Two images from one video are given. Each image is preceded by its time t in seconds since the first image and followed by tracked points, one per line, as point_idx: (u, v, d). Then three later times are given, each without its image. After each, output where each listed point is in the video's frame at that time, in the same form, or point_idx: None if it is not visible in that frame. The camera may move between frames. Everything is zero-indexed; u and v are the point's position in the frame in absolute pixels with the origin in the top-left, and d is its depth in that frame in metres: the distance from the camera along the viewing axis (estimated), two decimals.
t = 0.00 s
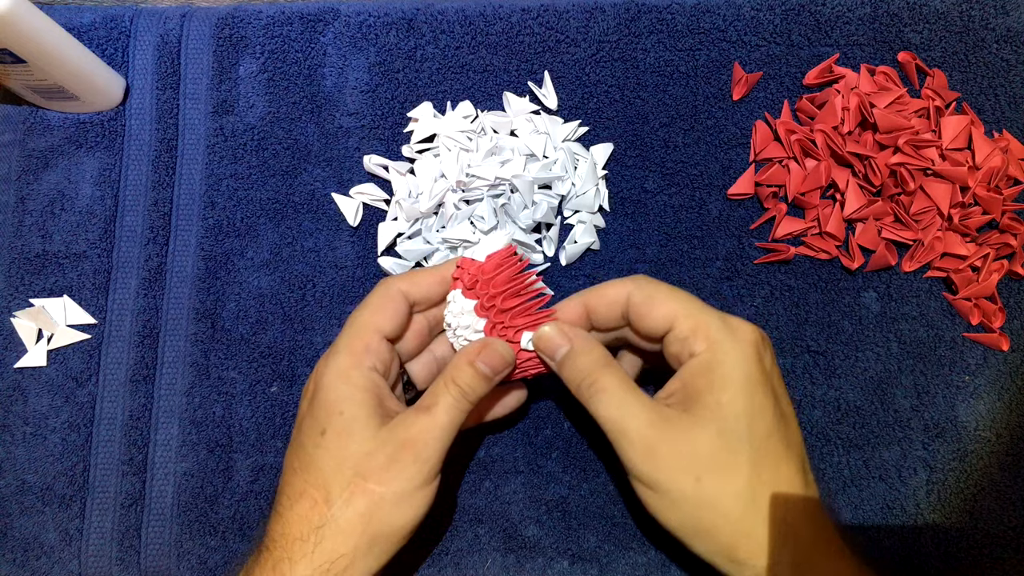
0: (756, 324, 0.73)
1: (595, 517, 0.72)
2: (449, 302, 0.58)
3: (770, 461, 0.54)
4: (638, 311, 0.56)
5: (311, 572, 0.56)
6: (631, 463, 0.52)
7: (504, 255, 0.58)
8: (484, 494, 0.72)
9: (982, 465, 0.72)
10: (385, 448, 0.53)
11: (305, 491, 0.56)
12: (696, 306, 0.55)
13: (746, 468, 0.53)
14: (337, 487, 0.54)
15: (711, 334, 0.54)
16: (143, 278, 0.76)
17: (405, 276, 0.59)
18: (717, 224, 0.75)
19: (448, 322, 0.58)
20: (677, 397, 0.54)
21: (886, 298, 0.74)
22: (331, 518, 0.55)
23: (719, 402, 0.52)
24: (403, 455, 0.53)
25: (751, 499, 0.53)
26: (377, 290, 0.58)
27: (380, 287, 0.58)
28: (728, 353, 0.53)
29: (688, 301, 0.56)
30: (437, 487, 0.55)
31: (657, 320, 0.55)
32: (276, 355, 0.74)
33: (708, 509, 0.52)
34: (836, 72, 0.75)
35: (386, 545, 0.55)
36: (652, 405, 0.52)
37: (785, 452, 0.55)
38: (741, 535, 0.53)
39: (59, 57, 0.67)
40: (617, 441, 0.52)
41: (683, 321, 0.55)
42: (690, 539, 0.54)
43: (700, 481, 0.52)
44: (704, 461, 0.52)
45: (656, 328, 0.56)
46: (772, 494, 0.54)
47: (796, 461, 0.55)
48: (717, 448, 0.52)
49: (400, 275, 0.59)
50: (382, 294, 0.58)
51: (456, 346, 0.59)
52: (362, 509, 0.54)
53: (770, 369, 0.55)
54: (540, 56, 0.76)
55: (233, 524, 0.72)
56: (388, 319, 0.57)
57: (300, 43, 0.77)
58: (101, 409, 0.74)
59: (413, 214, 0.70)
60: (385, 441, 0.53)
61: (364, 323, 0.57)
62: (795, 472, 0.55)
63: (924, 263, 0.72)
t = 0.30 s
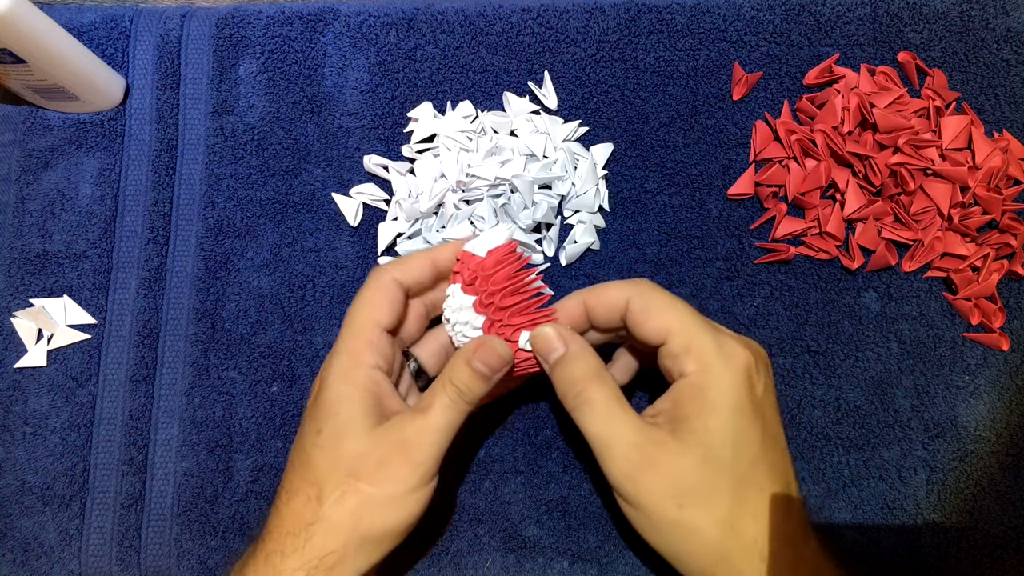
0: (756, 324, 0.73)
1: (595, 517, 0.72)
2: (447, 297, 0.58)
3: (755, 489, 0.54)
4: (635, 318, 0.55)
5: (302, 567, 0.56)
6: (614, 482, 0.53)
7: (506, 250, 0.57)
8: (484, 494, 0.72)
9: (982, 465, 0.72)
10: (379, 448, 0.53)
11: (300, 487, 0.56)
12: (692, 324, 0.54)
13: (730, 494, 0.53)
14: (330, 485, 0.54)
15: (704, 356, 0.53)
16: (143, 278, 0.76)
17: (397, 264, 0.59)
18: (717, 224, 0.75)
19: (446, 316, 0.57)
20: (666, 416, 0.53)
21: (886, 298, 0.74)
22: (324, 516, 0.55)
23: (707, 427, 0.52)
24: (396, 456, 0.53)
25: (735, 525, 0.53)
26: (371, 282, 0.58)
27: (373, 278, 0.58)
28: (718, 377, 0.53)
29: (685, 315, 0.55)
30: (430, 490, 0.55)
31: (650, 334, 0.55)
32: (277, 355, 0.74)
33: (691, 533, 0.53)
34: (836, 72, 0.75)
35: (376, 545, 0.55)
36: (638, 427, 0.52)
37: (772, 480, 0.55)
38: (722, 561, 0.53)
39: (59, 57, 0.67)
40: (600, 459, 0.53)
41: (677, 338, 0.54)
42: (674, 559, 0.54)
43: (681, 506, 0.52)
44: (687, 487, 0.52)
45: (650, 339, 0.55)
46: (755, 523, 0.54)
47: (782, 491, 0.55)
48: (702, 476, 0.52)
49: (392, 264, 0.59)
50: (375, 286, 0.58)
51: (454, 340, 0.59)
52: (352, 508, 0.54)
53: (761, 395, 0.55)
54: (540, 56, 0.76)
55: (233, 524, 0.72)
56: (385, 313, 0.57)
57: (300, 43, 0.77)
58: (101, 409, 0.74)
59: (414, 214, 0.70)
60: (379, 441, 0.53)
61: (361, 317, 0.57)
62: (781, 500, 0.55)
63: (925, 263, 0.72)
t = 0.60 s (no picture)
0: (756, 324, 0.73)
1: (595, 517, 0.72)
2: (456, 300, 0.57)
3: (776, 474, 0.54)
4: (642, 312, 0.55)
5: (297, 565, 0.56)
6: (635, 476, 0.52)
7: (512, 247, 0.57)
8: (484, 494, 0.72)
9: (982, 465, 0.72)
10: (387, 460, 0.53)
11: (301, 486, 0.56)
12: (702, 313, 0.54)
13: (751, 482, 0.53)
14: (333, 489, 0.54)
15: (717, 347, 0.53)
16: (143, 278, 0.76)
17: (416, 261, 0.55)
18: (717, 224, 0.75)
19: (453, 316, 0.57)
20: (684, 409, 0.53)
21: (886, 298, 0.74)
22: (324, 519, 0.55)
23: (728, 417, 0.52)
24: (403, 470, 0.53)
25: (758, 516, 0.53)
26: (388, 281, 0.55)
27: (390, 278, 0.55)
28: (732, 365, 0.53)
29: (693, 306, 0.54)
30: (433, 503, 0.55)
31: (659, 327, 0.54)
32: (277, 355, 0.74)
33: (716, 525, 0.53)
34: (836, 72, 0.75)
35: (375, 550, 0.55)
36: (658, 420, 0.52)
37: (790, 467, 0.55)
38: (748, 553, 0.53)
39: (59, 57, 0.67)
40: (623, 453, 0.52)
41: (687, 329, 0.53)
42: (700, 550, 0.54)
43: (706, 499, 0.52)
44: (711, 478, 0.52)
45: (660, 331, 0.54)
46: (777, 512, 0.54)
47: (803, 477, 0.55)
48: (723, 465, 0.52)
49: (409, 260, 0.56)
50: (393, 287, 0.54)
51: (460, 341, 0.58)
52: (355, 514, 0.54)
53: (775, 381, 0.55)
54: (540, 56, 0.76)
55: (233, 524, 0.72)
56: (403, 319, 0.54)
57: (300, 43, 0.77)
58: (101, 409, 0.74)
59: (414, 214, 0.70)
60: (388, 453, 0.53)
61: (378, 320, 0.54)
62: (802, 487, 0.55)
63: (925, 263, 0.72)
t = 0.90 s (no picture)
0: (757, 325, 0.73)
1: (595, 517, 0.72)
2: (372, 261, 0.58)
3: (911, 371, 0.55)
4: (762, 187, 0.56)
5: (219, 532, 0.57)
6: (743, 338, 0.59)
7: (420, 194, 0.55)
8: (484, 494, 0.72)
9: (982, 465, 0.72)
10: (301, 418, 0.54)
11: (221, 453, 0.57)
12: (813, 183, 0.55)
13: (879, 372, 0.54)
14: (249, 452, 0.55)
15: (818, 220, 0.54)
16: (143, 278, 0.76)
17: (325, 221, 0.58)
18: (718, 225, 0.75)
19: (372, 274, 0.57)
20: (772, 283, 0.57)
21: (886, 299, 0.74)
22: (240, 482, 0.56)
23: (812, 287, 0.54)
24: (317, 428, 0.53)
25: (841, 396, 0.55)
26: (301, 242, 0.58)
27: (304, 239, 0.57)
28: (828, 242, 0.54)
29: (800, 191, 0.54)
30: (354, 464, 0.56)
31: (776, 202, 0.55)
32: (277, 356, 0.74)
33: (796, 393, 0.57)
34: (836, 72, 0.75)
35: (292, 514, 0.56)
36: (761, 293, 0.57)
37: (886, 352, 0.54)
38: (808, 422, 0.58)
39: (58, 57, 0.67)
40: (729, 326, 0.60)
41: (788, 206, 0.55)
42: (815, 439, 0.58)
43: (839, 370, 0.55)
44: (826, 350, 0.55)
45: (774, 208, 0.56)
46: (859, 398, 0.55)
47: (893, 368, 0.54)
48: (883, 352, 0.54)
49: (321, 218, 0.58)
50: (305, 249, 0.57)
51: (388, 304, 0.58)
52: (269, 477, 0.55)
53: (887, 280, 0.55)
54: (540, 56, 0.76)
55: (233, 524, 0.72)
56: (314, 277, 0.57)
57: (300, 43, 0.77)
58: (101, 409, 0.74)
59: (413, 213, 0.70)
60: (301, 411, 0.54)
61: (291, 280, 0.57)
62: (892, 378, 0.54)
63: (926, 264, 0.72)
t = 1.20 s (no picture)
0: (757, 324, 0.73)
1: (595, 517, 0.72)
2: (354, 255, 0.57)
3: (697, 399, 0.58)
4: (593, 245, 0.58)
5: (203, 531, 0.57)
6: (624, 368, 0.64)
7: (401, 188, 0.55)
8: (484, 494, 0.72)
9: (982, 465, 0.72)
10: (283, 414, 0.53)
11: (205, 451, 0.57)
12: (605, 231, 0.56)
13: (667, 393, 0.58)
14: (233, 450, 0.55)
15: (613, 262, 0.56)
16: (143, 278, 0.76)
17: (307, 216, 0.57)
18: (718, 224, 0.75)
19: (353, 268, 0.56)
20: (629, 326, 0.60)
21: (886, 298, 0.74)
22: (224, 480, 0.55)
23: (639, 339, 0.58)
24: (300, 424, 0.53)
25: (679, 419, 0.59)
26: (282, 237, 0.57)
27: (285, 235, 0.57)
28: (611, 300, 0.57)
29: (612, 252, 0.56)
30: (338, 459, 0.55)
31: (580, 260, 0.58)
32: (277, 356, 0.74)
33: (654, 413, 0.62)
34: (836, 72, 0.75)
35: (276, 513, 0.55)
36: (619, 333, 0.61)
37: (718, 380, 0.57)
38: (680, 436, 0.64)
39: (58, 58, 0.67)
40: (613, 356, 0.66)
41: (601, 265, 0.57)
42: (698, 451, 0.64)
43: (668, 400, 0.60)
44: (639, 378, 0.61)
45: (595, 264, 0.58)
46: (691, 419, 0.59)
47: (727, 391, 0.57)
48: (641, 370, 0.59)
49: (302, 214, 0.58)
50: (286, 244, 0.57)
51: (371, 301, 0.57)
52: (253, 474, 0.54)
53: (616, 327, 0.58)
54: (540, 56, 0.76)
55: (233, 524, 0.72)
56: (295, 271, 0.57)
57: (299, 43, 0.77)
58: (101, 409, 0.74)
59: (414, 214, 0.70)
60: (284, 407, 0.53)
61: (272, 276, 0.57)
62: (726, 401, 0.57)
63: (924, 263, 0.73)
